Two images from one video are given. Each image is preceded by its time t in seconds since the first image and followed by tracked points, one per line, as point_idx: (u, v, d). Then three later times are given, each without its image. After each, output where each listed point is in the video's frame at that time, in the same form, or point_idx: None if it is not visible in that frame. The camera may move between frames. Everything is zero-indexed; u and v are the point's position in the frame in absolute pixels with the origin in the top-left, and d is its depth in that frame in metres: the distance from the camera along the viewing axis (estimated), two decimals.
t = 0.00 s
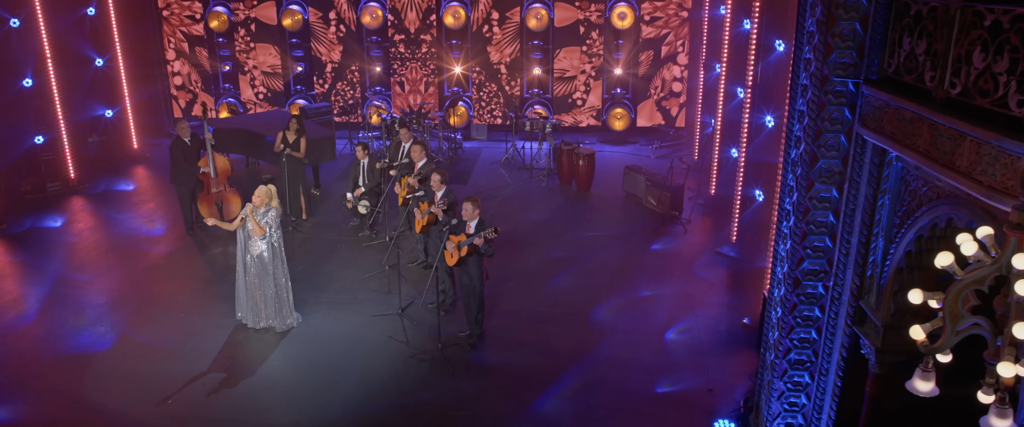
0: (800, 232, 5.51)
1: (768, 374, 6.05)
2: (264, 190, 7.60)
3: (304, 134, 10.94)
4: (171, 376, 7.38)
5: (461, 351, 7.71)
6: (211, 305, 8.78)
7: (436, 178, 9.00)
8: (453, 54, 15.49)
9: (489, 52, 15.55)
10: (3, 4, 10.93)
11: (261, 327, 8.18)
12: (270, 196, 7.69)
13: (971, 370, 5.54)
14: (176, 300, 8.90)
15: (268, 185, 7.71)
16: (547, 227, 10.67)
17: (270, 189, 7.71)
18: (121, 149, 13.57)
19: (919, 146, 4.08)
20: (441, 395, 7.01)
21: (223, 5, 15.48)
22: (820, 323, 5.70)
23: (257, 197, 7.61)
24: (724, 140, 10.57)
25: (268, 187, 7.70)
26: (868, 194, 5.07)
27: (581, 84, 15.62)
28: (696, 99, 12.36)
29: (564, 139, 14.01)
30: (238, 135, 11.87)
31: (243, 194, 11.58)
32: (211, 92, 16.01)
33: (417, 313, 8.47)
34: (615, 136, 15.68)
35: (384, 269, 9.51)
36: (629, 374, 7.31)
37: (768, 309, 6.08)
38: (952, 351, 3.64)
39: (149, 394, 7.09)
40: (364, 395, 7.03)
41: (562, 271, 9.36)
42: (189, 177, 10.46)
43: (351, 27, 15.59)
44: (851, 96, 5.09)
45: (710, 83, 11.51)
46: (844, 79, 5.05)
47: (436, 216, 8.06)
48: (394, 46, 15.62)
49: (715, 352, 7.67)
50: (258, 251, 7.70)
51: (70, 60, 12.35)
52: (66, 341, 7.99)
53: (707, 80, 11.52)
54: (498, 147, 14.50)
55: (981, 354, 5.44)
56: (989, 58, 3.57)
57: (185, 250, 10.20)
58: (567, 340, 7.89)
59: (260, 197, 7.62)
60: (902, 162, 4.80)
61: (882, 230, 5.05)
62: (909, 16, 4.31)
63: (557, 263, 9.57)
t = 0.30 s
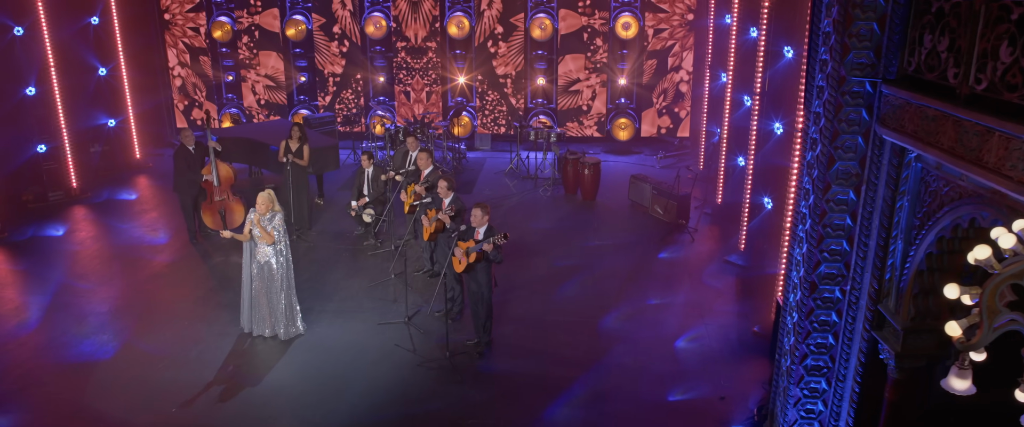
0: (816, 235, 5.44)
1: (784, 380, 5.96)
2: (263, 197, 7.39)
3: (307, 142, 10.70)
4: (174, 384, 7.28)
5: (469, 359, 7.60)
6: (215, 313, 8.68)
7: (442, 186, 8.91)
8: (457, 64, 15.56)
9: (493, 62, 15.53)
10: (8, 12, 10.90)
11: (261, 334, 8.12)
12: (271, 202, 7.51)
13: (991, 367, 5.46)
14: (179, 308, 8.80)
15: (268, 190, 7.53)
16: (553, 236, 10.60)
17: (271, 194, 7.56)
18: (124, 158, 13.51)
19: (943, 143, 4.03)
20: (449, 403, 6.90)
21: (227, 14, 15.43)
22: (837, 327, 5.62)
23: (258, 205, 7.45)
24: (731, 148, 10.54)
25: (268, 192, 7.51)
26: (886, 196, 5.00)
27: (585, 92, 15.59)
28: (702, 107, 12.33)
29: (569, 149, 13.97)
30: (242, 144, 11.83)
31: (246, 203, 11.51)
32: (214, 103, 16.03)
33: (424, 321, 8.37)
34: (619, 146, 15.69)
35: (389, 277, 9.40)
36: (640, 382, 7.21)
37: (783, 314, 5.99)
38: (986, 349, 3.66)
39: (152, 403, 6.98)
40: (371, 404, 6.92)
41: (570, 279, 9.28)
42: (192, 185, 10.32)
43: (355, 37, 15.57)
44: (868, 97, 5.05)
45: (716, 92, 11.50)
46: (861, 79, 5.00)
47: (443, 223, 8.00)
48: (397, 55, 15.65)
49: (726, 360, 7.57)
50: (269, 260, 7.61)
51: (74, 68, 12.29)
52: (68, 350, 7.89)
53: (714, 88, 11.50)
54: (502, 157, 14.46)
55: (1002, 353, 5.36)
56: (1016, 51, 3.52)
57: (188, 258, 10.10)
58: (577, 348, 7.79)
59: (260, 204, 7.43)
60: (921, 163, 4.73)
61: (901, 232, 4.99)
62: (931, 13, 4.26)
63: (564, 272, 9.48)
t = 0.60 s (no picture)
0: (835, 237, 5.36)
1: (802, 385, 5.86)
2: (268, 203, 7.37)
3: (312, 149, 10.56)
4: (181, 391, 7.17)
5: (480, 366, 7.50)
6: (221, 320, 8.59)
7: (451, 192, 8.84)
8: (462, 74, 15.52)
9: (498, 71, 15.52)
10: (14, 19, 10.88)
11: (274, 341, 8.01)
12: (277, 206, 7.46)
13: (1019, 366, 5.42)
14: (185, 316, 8.71)
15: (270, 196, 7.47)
16: (561, 244, 10.53)
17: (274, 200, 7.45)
18: (128, 167, 13.46)
19: (970, 139, 3.98)
20: (460, 410, 6.80)
21: (232, 23, 15.42)
22: (856, 331, 5.53)
23: (264, 212, 7.41)
24: (740, 155, 10.53)
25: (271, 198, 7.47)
26: (908, 197, 4.94)
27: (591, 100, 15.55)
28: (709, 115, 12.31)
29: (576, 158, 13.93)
30: (249, 152, 11.80)
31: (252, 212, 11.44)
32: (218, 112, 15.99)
33: (433, 328, 8.27)
34: (625, 156, 15.68)
35: (397, 285, 9.31)
36: (653, 389, 7.11)
37: (800, 318, 5.90)
38: None
39: (158, 410, 6.88)
40: (381, 411, 6.82)
41: (579, 287, 9.19)
42: (197, 191, 10.24)
43: (361, 47, 15.58)
44: (888, 96, 4.99)
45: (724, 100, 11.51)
46: (881, 78, 4.95)
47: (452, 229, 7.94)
48: (403, 65, 15.65)
49: (739, 368, 7.47)
50: (286, 265, 7.60)
51: (79, 76, 12.26)
52: (72, 357, 7.80)
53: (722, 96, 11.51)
54: (508, 167, 14.40)
55: None
56: None
57: (193, 266, 10.01)
58: (588, 355, 7.69)
59: (266, 211, 7.42)
60: (944, 162, 4.68)
61: (922, 233, 4.91)
62: (954, 8, 4.22)
63: (573, 280, 9.40)
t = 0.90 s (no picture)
0: (857, 237, 5.29)
1: (824, 389, 5.76)
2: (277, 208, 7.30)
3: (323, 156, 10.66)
4: (188, 397, 7.08)
5: (492, 372, 7.40)
6: (229, 326, 8.50)
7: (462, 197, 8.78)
8: (469, 82, 15.56)
9: (505, 80, 15.53)
10: (22, 25, 10.86)
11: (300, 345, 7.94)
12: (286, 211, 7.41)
13: None
14: (192, 321, 8.62)
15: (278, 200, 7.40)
16: (570, 252, 10.46)
17: (283, 204, 7.39)
18: (134, 176, 13.39)
19: (1000, 133, 3.92)
20: (473, 416, 6.70)
21: (240, 33, 15.47)
22: (878, 333, 5.44)
23: (274, 216, 7.35)
24: (750, 162, 10.49)
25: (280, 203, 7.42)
26: (931, 196, 4.87)
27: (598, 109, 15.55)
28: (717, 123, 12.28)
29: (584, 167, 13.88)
30: (255, 159, 11.79)
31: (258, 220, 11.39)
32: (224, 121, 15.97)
33: (443, 334, 8.17)
34: (633, 165, 15.65)
35: (406, 291, 9.23)
36: (668, 395, 7.00)
37: (820, 321, 5.83)
38: None
39: (165, 415, 6.78)
40: (392, 417, 6.72)
41: (590, 294, 9.11)
42: (204, 197, 10.19)
43: (368, 56, 15.61)
44: (910, 94, 4.93)
45: (733, 107, 11.53)
46: (903, 76, 4.90)
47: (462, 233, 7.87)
48: (410, 73, 15.67)
49: (755, 374, 7.37)
50: (300, 270, 7.55)
51: (86, 83, 12.24)
52: (79, 362, 7.71)
53: (731, 103, 11.53)
54: (515, 175, 14.35)
55: None
56: None
57: (200, 273, 9.94)
58: (601, 362, 7.60)
59: (276, 216, 7.37)
60: (968, 159, 4.61)
61: (946, 233, 4.83)
62: (980, 2, 4.17)
63: (583, 286, 9.32)
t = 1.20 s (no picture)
0: (880, 233, 5.23)
1: (846, 389, 5.67)
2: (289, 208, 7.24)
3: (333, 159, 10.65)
4: (198, 398, 7.00)
5: (505, 374, 7.31)
6: (238, 329, 8.43)
7: (473, 199, 8.73)
8: (477, 87, 15.56)
9: (513, 86, 15.54)
10: (30, 28, 10.84)
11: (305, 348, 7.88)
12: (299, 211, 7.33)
13: None
14: (200, 324, 8.54)
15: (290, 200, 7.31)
16: (581, 256, 10.39)
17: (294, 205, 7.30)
18: (141, 181, 13.32)
19: None
20: (487, 417, 6.61)
21: (247, 38, 15.44)
22: (902, 332, 5.35)
23: (286, 216, 7.29)
24: (760, 165, 10.44)
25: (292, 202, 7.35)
26: (955, 191, 4.80)
27: (606, 116, 15.55)
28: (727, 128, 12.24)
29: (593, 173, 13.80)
30: (263, 162, 11.76)
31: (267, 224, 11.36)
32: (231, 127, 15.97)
33: (455, 337, 8.08)
34: (641, 171, 15.55)
35: (417, 294, 9.15)
36: (684, 397, 6.92)
37: (841, 320, 5.74)
38: None
39: (175, 416, 6.70)
40: (404, 419, 6.63)
41: (602, 297, 9.04)
42: (214, 200, 10.16)
43: (376, 62, 15.57)
44: (934, 88, 4.87)
45: (742, 112, 11.52)
46: (927, 69, 4.84)
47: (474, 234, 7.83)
48: (417, 79, 15.68)
49: (771, 376, 7.28)
50: (312, 271, 7.50)
51: (94, 86, 12.23)
52: (87, 364, 7.63)
53: (741, 108, 11.51)
54: (523, 181, 14.30)
55: None
56: None
57: (208, 276, 9.87)
58: (615, 364, 7.52)
59: (288, 216, 7.29)
60: (995, 153, 4.54)
61: (972, 228, 4.76)
62: None
63: (595, 290, 9.24)
